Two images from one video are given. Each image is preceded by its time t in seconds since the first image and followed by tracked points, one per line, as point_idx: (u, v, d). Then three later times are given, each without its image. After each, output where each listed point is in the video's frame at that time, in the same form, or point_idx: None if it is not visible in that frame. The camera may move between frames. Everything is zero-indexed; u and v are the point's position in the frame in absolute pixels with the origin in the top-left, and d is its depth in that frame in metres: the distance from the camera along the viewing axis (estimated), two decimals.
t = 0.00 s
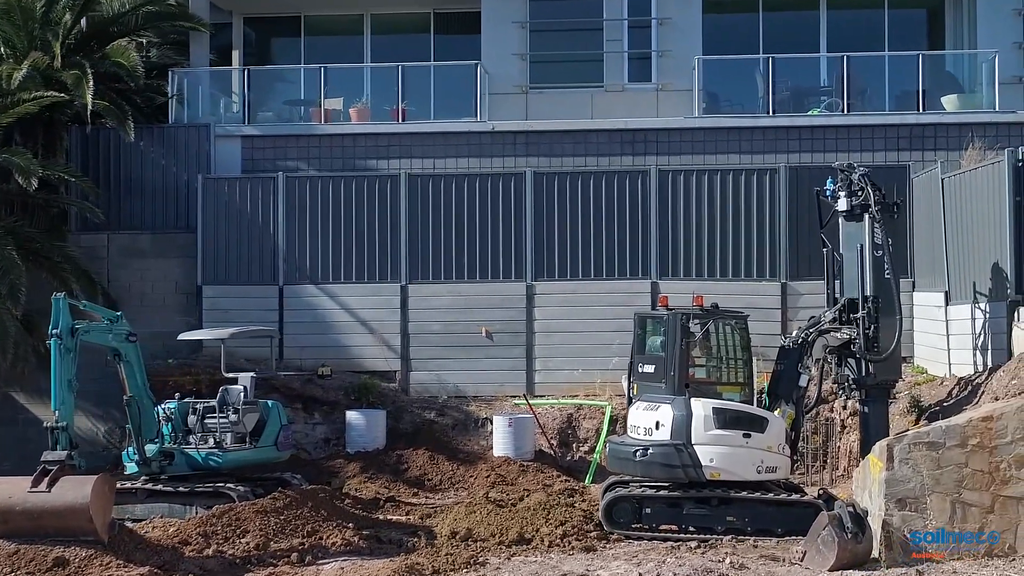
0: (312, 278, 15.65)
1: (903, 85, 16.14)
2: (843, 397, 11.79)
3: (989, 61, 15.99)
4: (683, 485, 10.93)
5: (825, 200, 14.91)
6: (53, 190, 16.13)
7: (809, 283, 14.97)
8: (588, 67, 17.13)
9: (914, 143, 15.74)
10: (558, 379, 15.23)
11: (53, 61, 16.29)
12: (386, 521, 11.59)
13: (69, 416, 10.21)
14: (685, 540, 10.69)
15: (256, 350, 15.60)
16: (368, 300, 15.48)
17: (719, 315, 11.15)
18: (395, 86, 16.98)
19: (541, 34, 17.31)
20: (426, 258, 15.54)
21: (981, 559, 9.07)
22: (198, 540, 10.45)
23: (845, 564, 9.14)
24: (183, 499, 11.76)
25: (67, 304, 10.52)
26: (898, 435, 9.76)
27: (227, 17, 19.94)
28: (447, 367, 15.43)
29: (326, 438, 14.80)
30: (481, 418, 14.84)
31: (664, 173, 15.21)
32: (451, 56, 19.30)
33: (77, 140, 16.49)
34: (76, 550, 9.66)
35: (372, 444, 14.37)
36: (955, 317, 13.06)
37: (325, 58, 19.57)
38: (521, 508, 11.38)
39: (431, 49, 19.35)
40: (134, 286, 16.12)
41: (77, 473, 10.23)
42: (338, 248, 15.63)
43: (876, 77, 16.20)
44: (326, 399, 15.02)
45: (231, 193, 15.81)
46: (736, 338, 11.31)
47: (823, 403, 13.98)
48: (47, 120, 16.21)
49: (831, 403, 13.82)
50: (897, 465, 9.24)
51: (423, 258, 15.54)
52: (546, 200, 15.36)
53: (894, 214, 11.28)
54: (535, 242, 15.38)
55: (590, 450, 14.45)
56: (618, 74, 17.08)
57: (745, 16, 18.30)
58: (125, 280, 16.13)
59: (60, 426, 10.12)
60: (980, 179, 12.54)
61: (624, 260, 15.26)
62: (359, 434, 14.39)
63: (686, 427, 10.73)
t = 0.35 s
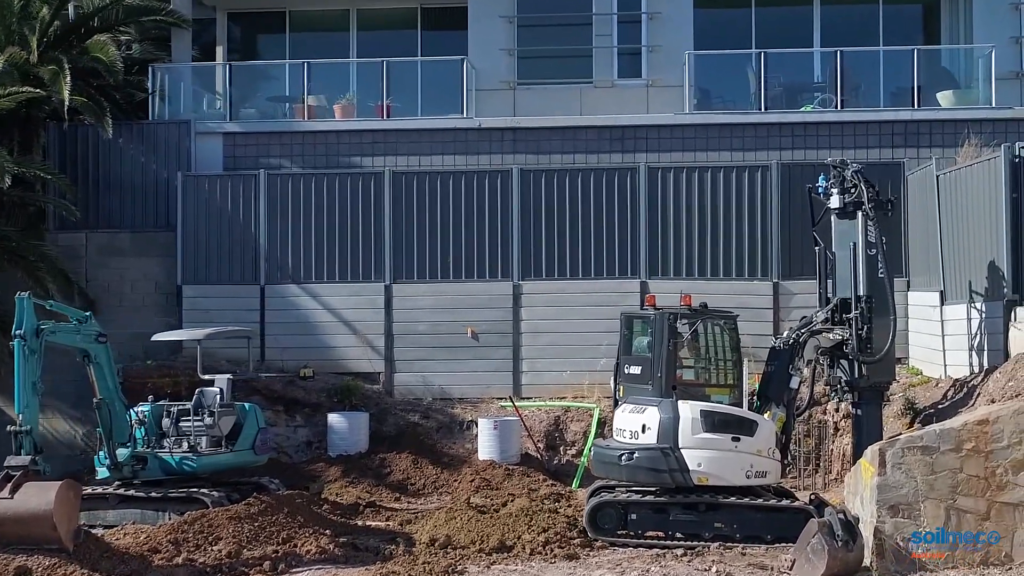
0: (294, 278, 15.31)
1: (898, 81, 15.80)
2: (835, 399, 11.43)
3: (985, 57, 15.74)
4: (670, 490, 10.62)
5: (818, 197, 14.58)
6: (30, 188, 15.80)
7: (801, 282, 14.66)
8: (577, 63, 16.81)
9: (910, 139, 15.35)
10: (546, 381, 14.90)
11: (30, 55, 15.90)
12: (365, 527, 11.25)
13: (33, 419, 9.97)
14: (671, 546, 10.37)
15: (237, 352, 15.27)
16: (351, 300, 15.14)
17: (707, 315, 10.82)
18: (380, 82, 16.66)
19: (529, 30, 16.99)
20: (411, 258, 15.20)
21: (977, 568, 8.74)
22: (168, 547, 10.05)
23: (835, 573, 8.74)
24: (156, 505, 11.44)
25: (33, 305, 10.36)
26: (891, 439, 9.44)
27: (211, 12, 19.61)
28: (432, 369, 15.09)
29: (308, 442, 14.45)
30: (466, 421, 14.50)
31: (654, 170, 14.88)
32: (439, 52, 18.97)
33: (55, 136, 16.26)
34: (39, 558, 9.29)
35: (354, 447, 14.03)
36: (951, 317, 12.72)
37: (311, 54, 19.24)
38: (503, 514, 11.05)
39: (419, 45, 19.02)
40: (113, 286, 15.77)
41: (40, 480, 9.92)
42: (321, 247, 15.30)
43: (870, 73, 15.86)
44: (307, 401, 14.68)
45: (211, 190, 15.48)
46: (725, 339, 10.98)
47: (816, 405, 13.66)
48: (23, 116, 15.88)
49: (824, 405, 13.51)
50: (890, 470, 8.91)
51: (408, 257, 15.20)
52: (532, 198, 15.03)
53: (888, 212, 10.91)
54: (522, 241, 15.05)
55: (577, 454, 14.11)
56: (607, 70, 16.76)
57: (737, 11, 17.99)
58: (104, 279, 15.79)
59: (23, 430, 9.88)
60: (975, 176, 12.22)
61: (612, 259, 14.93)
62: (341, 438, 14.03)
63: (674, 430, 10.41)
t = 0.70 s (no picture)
0: (274, 277, 14.94)
1: (894, 76, 15.45)
2: (828, 402, 11.04)
3: (982, 50, 15.35)
4: (656, 496, 10.24)
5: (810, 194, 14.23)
6: (5, 185, 15.42)
7: (794, 281, 14.29)
8: (565, 57, 16.45)
9: (905, 135, 14.97)
10: (532, 383, 14.54)
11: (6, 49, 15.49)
12: (341, 535, 10.88)
13: None
14: (657, 556, 10.00)
15: (217, 353, 14.93)
16: (333, 300, 14.78)
17: (694, 315, 10.45)
18: (364, 77, 16.30)
19: (516, 24, 16.62)
20: (394, 257, 14.84)
21: None
22: (134, 557, 9.69)
23: None
24: (125, 512, 11.07)
25: None
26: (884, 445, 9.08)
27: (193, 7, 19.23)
28: (415, 370, 14.73)
29: (287, 445, 14.08)
30: (450, 424, 14.13)
31: (643, 167, 14.52)
32: (425, 47, 18.59)
33: (30, 131, 15.85)
34: None
35: (335, 451, 13.65)
36: (948, 317, 12.36)
37: (295, 48, 18.86)
38: (483, 521, 10.66)
39: (405, 40, 18.65)
40: (89, 285, 15.40)
41: None
42: (301, 245, 14.92)
43: (864, 68, 15.50)
44: (287, 404, 14.30)
45: (189, 188, 15.11)
46: (713, 339, 10.62)
47: (809, 407, 13.32)
48: None
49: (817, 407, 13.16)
50: (883, 477, 8.54)
51: (391, 255, 14.84)
52: (518, 195, 14.67)
53: (881, 208, 10.54)
54: (508, 240, 14.68)
55: (564, 457, 13.75)
56: (596, 64, 16.39)
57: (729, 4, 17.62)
58: (80, 279, 15.42)
59: None
60: (972, 172, 11.86)
61: (600, 258, 14.57)
62: (321, 441, 13.60)
63: (660, 435, 10.05)
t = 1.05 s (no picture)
0: (257, 276, 14.61)
1: (890, 72, 15.12)
2: (822, 404, 10.71)
3: (981, 45, 15.02)
4: (644, 502, 9.91)
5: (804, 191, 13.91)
6: None
7: (789, 282, 13.98)
8: (555, 52, 16.11)
9: (902, 132, 14.63)
10: (520, 384, 14.21)
11: None
12: (321, 542, 10.54)
13: None
14: (645, 564, 9.67)
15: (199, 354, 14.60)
16: (317, 300, 14.46)
17: (684, 315, 10.13)
18: (349, 72, 15.96)
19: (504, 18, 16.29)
20: (380, 256, 14.50)
21: None
22: (103, 565, 9.34)
23: None
24: (98, 518, 10.73)
25: None
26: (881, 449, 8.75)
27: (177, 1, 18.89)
28: (401, 371, 14.39)
29: (269, 448, 13.73)
30: (436, 426, 13.79)
31: (634, 163, 14.19)
32: (414, 43, 18.26)
33: (7, 127, 15.52)
34: None
35: (317, 455, 13.30)
36: (946, 317, 12.03)
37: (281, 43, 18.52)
38: (467, 528, 10.32)
39: (393, 35, 18.31)
40: (68, 284, 15.04)
41: None
42: (285, 243, 14.59)
43: (860, 63, 15.17)
44: (269, 406, 13.96)
45: (169, 185, 14.77)
46: (704, 340, 10.29)
47: (803, 409, 12.98)
48: None
49: (812, 410, 12.86)
50: (878, 483, 8.22)
51: (375, 254, 14.51)
52: (506, 192, 14.34)
53: (878, 205, 10.20)
54: (495, 238, 14.35)
55: (552, 461, 13.38)
56: (587, 59, 16.06)
57: None
58: (58, 278, 15.07)
59: None
60: (970, 168, 11.55)
61: (589, 257, 14.24)
62: (303, 445, 13.28)
63: (649, 438, 9.70)
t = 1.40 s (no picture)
0: (237, 275, 14.24)
1: (887, 66, 14.74)
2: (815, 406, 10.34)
3: (979, 38, 14.64)
4: (630, 509, 9.54)
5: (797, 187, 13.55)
6: None
7: (783, 280, 13.61)
8: (543, 46, 15.74)
9: (899, 127, 14.19)
10: (507, 386, 13.84)
11: None
12: (296, 549, 10.16)
13: None
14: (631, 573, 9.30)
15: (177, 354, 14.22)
16: (298, 299, 14.10)
17: (672, 313, 9.76)
18: (332, 66, 15.57)
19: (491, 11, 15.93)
20: (363, 254, 14.13)
21: None
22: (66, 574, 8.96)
23: None
24: (64, 525, 10.35)
25: None
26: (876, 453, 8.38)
27: None
28: (384, 373, 14.02)
29: (249, 452, 13.35)
30: (419, 429, 13.42)
31: (623, 158, 13.83)
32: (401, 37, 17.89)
33: None
34: None
35: (297, 458, 12.92)
36: (943, 317, 11.66)
37: (265, 36, 18.13)
38: (447, 535, 9.95)
39: (379, 28, 17.92)
40: (44, 284, 14.68)
41: None
42: (266, 241, 14.22)
43: (856, 56, 14.79)
44: (249, 408, 13.58)
45: (147, 181, 14.41)
46: (692, 339, 9.91)
47: (797, 412, 12.61)
48: None
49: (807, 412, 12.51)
50: (873, 489, 7.85)
51: (358, 252, 14.14)
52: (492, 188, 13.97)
53: (872, 200, 9.83)
54: (482, 236, 13.98)
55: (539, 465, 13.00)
56: (576, 53, 15.68)
57: None
58: (34, 277, 14.70)
59: None
60: (969, 162, 11.18)
61: (578, 255, 13.87)
62: (282, 448, 12.90)
63: (634, 443, 9.33)
